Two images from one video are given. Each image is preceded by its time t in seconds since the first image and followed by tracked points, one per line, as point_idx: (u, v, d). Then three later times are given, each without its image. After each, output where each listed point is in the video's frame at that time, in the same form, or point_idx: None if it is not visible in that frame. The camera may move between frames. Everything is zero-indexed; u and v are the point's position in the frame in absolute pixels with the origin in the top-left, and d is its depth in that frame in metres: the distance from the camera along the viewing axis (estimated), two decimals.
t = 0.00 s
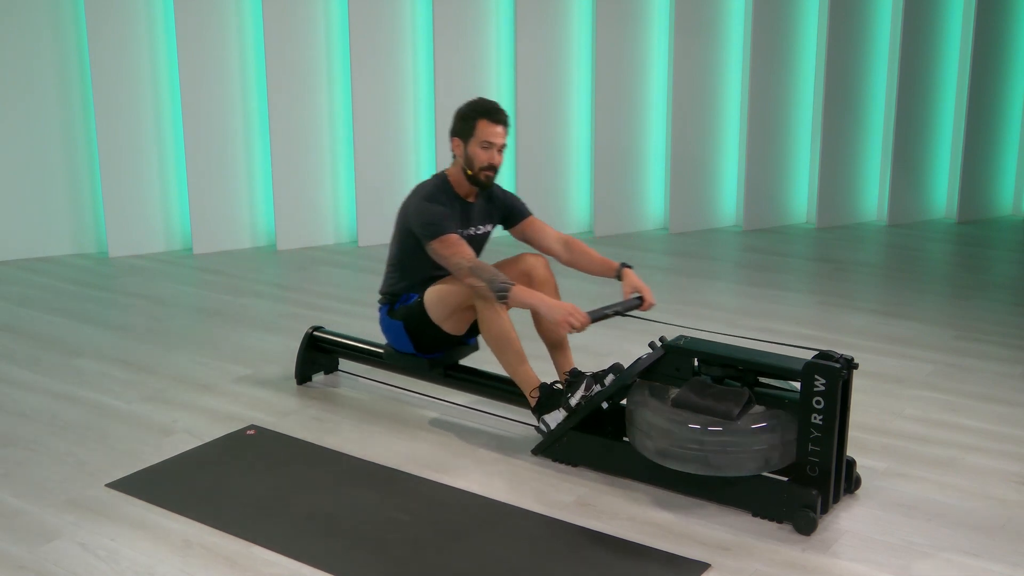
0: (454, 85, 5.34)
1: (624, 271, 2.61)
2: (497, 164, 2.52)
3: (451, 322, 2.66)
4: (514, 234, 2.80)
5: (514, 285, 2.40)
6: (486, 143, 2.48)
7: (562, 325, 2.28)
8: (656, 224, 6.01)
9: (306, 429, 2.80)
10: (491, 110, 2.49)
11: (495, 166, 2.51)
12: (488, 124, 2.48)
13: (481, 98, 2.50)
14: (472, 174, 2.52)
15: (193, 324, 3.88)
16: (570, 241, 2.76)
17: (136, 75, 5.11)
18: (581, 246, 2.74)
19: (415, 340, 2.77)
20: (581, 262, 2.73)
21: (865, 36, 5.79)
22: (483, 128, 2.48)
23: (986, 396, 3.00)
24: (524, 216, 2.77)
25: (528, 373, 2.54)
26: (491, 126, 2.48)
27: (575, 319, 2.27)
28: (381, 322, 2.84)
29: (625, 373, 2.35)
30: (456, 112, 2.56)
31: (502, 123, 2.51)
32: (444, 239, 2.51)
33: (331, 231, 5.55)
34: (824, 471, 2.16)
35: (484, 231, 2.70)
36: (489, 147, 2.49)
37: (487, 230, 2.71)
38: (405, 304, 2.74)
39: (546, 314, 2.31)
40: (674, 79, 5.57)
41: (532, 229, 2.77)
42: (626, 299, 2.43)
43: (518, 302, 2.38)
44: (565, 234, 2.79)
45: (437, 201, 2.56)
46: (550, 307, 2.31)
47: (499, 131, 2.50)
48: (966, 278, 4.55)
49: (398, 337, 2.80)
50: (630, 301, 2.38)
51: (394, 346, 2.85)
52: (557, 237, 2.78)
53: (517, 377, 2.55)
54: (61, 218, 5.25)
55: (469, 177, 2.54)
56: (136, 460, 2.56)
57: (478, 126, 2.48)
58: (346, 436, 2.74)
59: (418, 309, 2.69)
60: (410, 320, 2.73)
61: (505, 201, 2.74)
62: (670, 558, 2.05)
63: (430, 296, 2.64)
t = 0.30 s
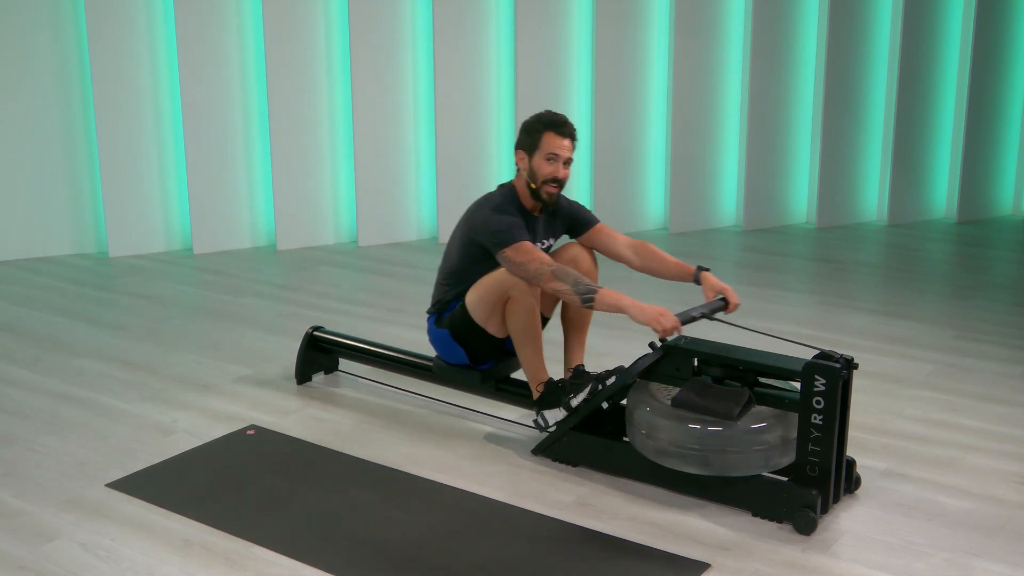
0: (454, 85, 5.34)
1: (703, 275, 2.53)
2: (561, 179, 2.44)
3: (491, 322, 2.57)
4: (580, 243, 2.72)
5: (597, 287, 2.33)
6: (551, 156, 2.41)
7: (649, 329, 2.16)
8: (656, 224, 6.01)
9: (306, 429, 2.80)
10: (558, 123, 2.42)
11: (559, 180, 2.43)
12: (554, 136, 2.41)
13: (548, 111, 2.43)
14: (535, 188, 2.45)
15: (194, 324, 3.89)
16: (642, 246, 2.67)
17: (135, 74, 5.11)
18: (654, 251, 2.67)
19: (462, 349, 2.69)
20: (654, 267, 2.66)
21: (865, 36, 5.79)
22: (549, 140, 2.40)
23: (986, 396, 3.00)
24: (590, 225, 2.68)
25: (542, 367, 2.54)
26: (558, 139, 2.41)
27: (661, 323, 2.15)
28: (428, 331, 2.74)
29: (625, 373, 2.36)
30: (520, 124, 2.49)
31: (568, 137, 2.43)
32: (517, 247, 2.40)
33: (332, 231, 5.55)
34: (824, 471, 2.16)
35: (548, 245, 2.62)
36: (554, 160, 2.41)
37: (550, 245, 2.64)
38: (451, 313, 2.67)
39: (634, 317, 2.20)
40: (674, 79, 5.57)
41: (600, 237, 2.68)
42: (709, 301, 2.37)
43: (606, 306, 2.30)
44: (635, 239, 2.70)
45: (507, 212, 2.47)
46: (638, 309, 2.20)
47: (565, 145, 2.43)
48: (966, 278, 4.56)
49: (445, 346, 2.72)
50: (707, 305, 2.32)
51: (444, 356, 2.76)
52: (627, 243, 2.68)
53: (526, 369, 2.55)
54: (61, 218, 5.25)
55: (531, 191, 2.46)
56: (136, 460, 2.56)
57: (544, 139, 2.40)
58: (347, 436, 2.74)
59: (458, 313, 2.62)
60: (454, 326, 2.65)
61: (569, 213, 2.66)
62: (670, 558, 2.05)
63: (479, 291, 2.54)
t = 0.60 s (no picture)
0: (454, 86, 5.34)
1: (676, 270, 2.51)
2: (537, 159, 2.48)
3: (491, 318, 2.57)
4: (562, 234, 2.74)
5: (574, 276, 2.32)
6: (523, 137, 2.45)
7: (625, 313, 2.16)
8: (656, 224, 6.01)
9: (306, 430, 2.80)
10: (527, 108, 2.48)
11: (535, 161, 2.47)
12: (525, 120, 2.46)
13: (514, 97, 2.49)
14: (513, 172, 2.48)
15: (194, 324, 3.88)
16: (620, 239, 2.66)
17: (135, 74, 5.11)
18: (631, 243, 2.65)
19: (458, 342, 2.69)
20: (631, 261, 2.64)
21: (865, 36, 5.79)
22: (521, 124, 2.46)
23: (986, 396, 3.00)
24: (570, 215, 2.71)
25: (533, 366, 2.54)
26: (527, 121, 2.47)
27: (637, 308, 2.15)
28: (421, 327, 2.73)
29: (625, 373, 2.36)
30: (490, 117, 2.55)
31: (538, 120, 2.49)
32: (499, 238, 2.42)
33: (332, 231, 5.55)
34: (824, 471, 2.16)
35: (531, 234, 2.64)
36: (528, 141, 2.46)
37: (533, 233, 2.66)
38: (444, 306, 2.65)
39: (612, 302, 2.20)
40: (674, 79, 5.57)
41: (579, 227, 2.70)
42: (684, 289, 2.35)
43: (585, 295, 2.28)
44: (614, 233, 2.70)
45: (488, 202, 2.49)
46: (615, 296, 2.20)
47: (536, 126, 2.48)
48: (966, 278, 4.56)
49: (439, 340, 2.71)
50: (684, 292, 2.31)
51: (437, 351, 2.76)
52: (606, 238, 2.68)
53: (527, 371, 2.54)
54: (61, 218, 5.25)
55: (510, 176, 2.49)
56: (136, 460, 2.56)
57: (514, 122, 2.46)
58: (347, 436, 2.74)
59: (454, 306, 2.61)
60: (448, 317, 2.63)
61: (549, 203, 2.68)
62: (670, 559, 2.05)
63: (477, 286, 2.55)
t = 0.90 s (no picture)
0: (453, 85, 5.34)
1: (564, 249, 2.69)
2: (429, 133, 2.66)
3: (433, 332, 2.70)
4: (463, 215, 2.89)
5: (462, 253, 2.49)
6: (413, 114, 2.64)
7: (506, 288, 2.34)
8: (656, 224, 6.01)
9: (305, 429, 2.79)
10: (414, 87, 2.66)
11: (427, 134, 2.65)
12: (413, 98, 2.64)
13: (402, 79, 2.68)
14: (406, 147, 2.66)
15: (194, 324, 3.88)
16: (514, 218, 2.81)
17: (134, 74, 5.10)
18: (524, 223, 2.80)
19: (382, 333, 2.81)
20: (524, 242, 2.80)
21: (865, 36, 5.79)
22: (410, 102, 2.64)
23: (986, 396, 3.00)
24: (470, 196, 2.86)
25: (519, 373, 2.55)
26: (415, 99, 2.65)
27: (518, 282, 2.32)
28: (348, 314, 2.87)
29: (625, 373, 2.35)
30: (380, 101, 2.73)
31: (426, 98, 2.67)
32: (395, 219, 2.58)
33: (332, 231, 5.55)
34: (824, 471, 2.16)
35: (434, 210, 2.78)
36: (417, 117, 2.64)
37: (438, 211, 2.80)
38: (378, 299, 2.78)
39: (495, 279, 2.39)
40: (674, 79, 5.57)
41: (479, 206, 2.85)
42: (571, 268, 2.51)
43: (472, 271, 2.45)
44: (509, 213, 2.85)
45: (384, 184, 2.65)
46: (499, 272, 2.38)
47: (424, 103, 2.66)
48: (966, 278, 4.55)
49: (370, 330, 2.84)
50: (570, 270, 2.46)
51: (362, 338, 2.90)
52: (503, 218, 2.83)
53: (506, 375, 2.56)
54: (61, 218, 5.25)
55: (406, 152, 2.66)
56: (136, 460, 2.56)
57: (403, 100, 2.64)
58: (345, 436, 2.74)
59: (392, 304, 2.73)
60: (381, 311, 2.77)
61: (451, 182, 2.83)
62: (670, 558, 2.05)
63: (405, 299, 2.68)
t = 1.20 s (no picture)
0: (454, 86, 5.34)
1: (466, 231, 2.93)
2: (343, 134, 2.82)
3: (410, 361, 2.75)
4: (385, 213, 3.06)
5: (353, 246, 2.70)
6: (328, 117, 2.79)
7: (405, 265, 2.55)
8: (656, 224, 6.00)
9: (305, 429, 2.80)
10: (330, 90, 2.80)
11: (341, 136, 2.81)
12: (329, 101, 2.79)
13: (318, 81, 2.81)
14: (323, 147, 2.82)
15: (194, 324, 3.88)
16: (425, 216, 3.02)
17: (134, 74, 5.10)
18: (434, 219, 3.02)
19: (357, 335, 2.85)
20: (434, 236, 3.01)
21: (865, 36, 5.79)
22: (324, 105, 2.78)
23: (986, 396, 3.00)
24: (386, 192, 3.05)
25: (511, 386, 2.58)
26: (331, 102, 2.79)
27: (412, 257, 2.54)
28: (321, 314, 2.90)
29: (625, 373, 2.35)
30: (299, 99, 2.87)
31: (341, 99, 2.81)
32: (305, 222, 2.76)
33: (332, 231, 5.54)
34: (824, 471, 2.16)
35: (362, 197, 2.93)
36: (332, 120, 2.79)
37: (365, 197, 2.95)
38: (354, 304, 2.81)
39: (387, 259, 2.59)
40: (674, 79, 5.57)
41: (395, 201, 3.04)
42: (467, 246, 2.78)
43: (368, 258, 2.66)
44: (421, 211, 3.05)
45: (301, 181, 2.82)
46: (388, 250, 2.59)
47: (339, 105, 2.81)
48: (966, 278, 4.55)
49: (343, 331, 2.86)
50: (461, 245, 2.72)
51: (333, 336, 2.93)
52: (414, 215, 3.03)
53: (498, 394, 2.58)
54: (61, 219, 5.25)
55: (321, 151, 2.84)
56: (136, 460, 2.56)
57: (318, 104, 2.78)
58: (345, 436, 2.74)
59: (377, 320, 2.76)
60: (359, 319, 2.80)
61: (370, 175, 3.02)
62: (670, 559, 2.05)
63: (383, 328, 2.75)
